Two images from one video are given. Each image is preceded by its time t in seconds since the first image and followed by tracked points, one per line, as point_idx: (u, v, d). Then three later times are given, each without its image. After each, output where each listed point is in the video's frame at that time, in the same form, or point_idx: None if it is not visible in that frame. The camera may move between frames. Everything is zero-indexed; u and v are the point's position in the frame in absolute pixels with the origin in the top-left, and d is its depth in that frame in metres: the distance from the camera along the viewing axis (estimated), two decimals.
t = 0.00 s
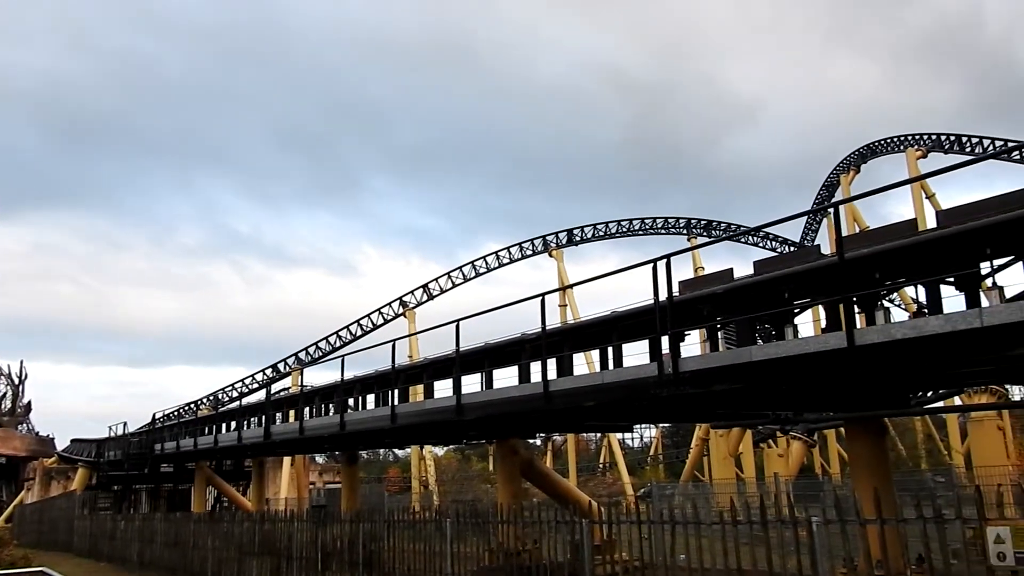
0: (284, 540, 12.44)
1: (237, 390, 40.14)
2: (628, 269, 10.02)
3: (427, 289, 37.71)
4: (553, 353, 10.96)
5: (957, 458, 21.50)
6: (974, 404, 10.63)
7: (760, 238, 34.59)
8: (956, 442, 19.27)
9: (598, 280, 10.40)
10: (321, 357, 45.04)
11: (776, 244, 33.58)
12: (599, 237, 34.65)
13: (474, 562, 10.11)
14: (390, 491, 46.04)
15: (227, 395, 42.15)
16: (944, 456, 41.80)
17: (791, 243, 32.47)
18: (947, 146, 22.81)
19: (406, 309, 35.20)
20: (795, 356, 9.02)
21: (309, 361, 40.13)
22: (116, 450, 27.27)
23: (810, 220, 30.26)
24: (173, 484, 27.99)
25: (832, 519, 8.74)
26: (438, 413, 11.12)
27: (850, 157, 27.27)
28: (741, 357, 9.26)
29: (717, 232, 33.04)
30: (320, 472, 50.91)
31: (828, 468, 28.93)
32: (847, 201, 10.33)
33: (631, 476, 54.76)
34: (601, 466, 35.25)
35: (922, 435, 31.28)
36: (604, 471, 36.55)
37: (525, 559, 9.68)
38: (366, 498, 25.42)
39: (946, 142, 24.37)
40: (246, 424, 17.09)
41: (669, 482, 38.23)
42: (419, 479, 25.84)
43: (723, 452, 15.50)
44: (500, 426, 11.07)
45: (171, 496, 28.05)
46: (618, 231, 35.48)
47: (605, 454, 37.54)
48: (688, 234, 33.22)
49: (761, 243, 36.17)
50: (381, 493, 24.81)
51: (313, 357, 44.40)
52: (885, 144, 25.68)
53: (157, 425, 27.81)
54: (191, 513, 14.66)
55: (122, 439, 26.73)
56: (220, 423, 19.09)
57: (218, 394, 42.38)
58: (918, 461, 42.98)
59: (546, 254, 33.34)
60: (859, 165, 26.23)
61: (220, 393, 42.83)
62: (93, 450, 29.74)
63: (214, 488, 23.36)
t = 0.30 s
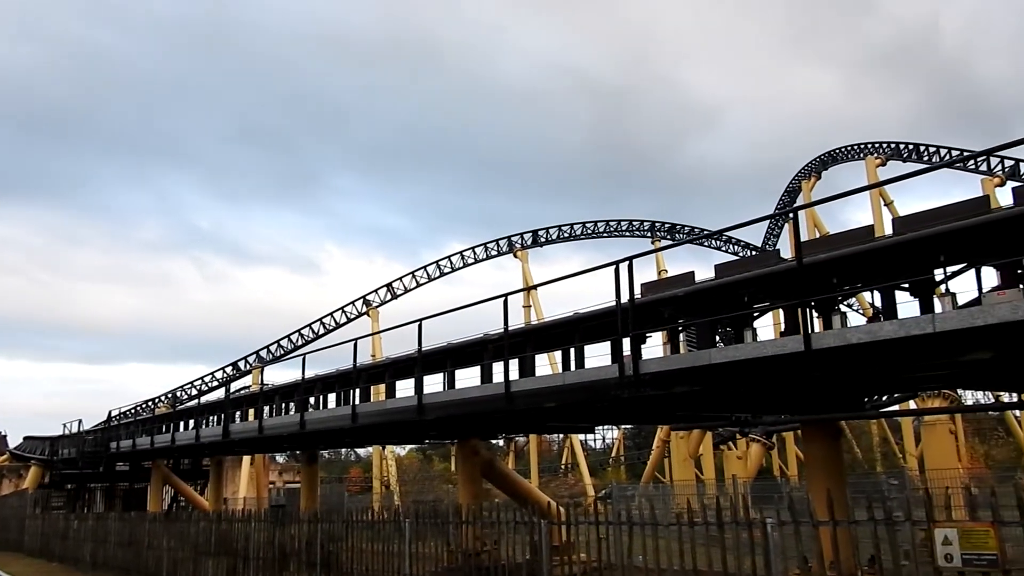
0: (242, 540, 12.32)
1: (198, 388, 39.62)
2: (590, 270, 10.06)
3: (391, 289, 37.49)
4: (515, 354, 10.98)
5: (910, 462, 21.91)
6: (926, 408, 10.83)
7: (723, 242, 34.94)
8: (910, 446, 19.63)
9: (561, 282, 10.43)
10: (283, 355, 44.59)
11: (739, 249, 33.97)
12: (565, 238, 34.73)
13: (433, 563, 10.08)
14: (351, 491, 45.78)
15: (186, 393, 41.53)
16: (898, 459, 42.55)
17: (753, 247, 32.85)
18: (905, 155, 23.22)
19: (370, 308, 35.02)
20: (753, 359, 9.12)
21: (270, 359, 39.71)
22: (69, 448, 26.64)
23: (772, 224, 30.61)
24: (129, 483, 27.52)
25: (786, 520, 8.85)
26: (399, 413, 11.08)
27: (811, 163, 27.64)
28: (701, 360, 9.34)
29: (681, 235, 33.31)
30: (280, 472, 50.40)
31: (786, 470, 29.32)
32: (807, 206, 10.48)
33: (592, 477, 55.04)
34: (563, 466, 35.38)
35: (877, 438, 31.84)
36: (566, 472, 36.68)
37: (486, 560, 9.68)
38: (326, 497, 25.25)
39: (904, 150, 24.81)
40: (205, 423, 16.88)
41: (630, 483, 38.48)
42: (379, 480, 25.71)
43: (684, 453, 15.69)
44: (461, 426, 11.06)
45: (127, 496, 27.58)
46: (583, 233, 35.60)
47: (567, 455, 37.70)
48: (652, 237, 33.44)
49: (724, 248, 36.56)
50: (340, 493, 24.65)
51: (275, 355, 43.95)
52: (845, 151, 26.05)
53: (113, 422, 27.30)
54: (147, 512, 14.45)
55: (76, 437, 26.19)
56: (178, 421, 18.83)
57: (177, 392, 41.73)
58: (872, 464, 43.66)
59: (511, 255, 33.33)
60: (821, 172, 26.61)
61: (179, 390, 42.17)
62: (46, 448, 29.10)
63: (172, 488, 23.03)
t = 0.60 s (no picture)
0: (202, 540, 12.19)
1: (161, 385, 39.06)
2: (557, 272, 10.08)
3: (357, 288, 37.24)
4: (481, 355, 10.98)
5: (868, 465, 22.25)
6: (885, 412, 11.01)
7: (689, 246, 35.22)
8: (869, 449, 19.95)
9: (527, 283, 10.45)
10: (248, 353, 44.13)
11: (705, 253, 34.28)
12: (532, 239, 34.78)
13: (395, 563, 10.05)
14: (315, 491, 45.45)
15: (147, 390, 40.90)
16: (857, 462, 43.23)
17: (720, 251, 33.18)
18: (868, 162, 23.59)
19: (336, 306, 34.82)
20: (716, 362, 9.21)
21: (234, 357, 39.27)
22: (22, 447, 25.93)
23: (738, 228, 30.91)
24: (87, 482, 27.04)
25: (746, 522, 8.95)
26: (363, 412, 11.02)
27: (777, 169, 27.98)
28: (665, 362, 9.41)
29: (649, 238, 33.51)
30: (243, 471, 49.87)
31: (749, 472, 29.67)
32: (771, 211, 10.59)
33: (557, 478, 55.20)
34: (528, 467, 35.46)
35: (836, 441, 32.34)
36: (531, 473, 36.77)
37: (449, 560, 9.65)
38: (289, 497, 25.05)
39: (867, 158, 25.20)
40: (165, 421, 16.67)
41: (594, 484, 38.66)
42: (342, 479, 25.58)
43: (649, 455, 15.82)
44: (426, 426, 11.03)
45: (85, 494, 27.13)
46: (551, 234, 35.68)
47: (532, 456, 37.78)
48: (619, 239, 33.59)
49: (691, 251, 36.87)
50: (303, 493, 24.48)
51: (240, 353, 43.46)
52: (810, 158, 26.39)
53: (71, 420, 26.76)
54: (105, 511, 14.24)
55: (32, 435, 25.65)
56: (137, 419, 18.56)
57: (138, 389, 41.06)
58: (832, 466, 44.32)
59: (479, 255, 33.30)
60: (786, 177, 26.93)
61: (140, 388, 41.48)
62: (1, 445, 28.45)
63: (132, 487, 22.69)
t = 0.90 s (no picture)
0: (170, 541, 12.08)
1: (131, 384, 38.59)
2: (531, 273, 10.09)
3: (332, 287, 37.03)
4: (454, 355, 10.96)
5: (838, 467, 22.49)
6: (855, 415, 11.12)
7: (663, 248, 35.40)
8: (839, 451, 20.16)
9: (502, 284, 10.45)
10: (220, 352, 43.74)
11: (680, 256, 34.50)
12: (508, 240, 34.78)
13: (367, 564, 10.01)
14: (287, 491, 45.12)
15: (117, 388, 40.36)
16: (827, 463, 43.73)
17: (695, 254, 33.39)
18: (840, 167, 23.82)
19: (310, 306, 34.60)
20: (688, 365, 9.27)
21: (204, 356, 38.94)
22: None
23: (712, 231, 31.09)
24: (53, 481, 26.66)
25: (715, 524, 9.01)
26: (336, 413, 10.98)
27: (752, 173, 28.20)
28: (638, 364, 9.48)
29: (624, 240, 33.64)
30: (214, 471, 49.38)
31: (720, 474, 29.92)
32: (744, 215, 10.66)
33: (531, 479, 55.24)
34: (502, 468, 35.48)
35: (807, 443, 32.67)
36: (504, 474, 36.83)
37: (421, 561, 9.62)
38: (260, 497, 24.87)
39: (839, 163, 25.46)
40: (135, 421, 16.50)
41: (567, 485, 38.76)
42: (314, 480, 25.45)
43: (621, 457, 15.90)
44: (399, 427, 11.00)
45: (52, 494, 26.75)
46: (526, 234, 35.72)
47: (506, 457, 37.80)
48: (594, 241, 33.68)
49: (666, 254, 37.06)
50: (274, 493, 24.33)
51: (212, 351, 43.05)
52: (784, 162, 26.62)
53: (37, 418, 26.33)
54: (71, 512, 14.07)
55: None
56: (105, 418, 18.34)
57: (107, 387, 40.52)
58: (803, 468, 44.73)
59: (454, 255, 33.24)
60: (760, 182, 27.14)
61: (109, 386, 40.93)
62: None
63: (100, 487, 22.40)
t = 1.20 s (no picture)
0: (138, 543, 11.95)
1: (99, 384, 38.05)
2: (504, 275, 10.10)
3: (305, 287, 36.79)
4: (427, 357, 10.94)
5: (808, 468, 22.72)
6: (824, 417, 11.23)
7: (638, 250, 35.59)
8: (809, 452, 20.37)
9: (475, 285, 10.44)
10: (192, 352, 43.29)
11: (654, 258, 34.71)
12: (483, 242, 34.78)
13: (337, 566, 9.95)
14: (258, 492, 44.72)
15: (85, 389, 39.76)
16: (797, 463, 44.17)
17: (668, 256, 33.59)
18: (810, 172, 24.08)
19: (282, 306, 34.36)
20: (660, 366, 9.32)
21: (175, 357, 38.50)
22: None
23: (685, 234, 31.30)
24: (18, 483, 26.20)
25: (684, 525, 9.06)
26: (307, 414, 10.92)
27: (725, 176, 28.44)
28: (610, 366, 9.52)
29: (599, 242, 33.79)
30: (184, 472, 48.83)
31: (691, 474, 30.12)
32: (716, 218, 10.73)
33: (503, 480, 55.30)
34: (475, 470, 35.45)
35: (778, 444, 32.97)
36: (477, 475, 36.83)
37: (392, 563, 9.56)
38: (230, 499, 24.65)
39: (810, 167, 25.73)
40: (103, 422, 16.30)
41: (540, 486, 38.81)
42: (285, 482, 25.26)
43: (594, 458, 15.95)
44: (371, 428, 10.95)
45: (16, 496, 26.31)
46: (501, 236, 35.75)
47: (480, 458, 37.79)
48: (568, 243, 33.77)
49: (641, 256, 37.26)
50: (244, 495, 24.13)
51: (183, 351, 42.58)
52: (756, 166, 26.88)
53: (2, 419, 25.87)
54: (37, 515, 13.87)
55: None
56: (72, 420, 18.09)
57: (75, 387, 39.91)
58: (774, 470, 45.06)
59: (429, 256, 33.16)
60: (733, 185, 27.38)
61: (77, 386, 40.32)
62: None
63: (66, 489, 22.09)
